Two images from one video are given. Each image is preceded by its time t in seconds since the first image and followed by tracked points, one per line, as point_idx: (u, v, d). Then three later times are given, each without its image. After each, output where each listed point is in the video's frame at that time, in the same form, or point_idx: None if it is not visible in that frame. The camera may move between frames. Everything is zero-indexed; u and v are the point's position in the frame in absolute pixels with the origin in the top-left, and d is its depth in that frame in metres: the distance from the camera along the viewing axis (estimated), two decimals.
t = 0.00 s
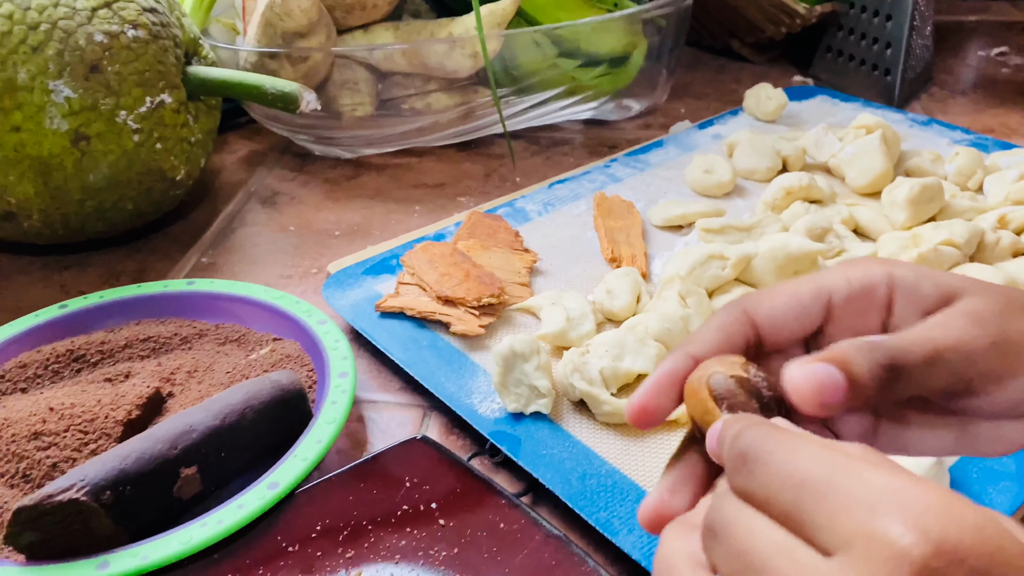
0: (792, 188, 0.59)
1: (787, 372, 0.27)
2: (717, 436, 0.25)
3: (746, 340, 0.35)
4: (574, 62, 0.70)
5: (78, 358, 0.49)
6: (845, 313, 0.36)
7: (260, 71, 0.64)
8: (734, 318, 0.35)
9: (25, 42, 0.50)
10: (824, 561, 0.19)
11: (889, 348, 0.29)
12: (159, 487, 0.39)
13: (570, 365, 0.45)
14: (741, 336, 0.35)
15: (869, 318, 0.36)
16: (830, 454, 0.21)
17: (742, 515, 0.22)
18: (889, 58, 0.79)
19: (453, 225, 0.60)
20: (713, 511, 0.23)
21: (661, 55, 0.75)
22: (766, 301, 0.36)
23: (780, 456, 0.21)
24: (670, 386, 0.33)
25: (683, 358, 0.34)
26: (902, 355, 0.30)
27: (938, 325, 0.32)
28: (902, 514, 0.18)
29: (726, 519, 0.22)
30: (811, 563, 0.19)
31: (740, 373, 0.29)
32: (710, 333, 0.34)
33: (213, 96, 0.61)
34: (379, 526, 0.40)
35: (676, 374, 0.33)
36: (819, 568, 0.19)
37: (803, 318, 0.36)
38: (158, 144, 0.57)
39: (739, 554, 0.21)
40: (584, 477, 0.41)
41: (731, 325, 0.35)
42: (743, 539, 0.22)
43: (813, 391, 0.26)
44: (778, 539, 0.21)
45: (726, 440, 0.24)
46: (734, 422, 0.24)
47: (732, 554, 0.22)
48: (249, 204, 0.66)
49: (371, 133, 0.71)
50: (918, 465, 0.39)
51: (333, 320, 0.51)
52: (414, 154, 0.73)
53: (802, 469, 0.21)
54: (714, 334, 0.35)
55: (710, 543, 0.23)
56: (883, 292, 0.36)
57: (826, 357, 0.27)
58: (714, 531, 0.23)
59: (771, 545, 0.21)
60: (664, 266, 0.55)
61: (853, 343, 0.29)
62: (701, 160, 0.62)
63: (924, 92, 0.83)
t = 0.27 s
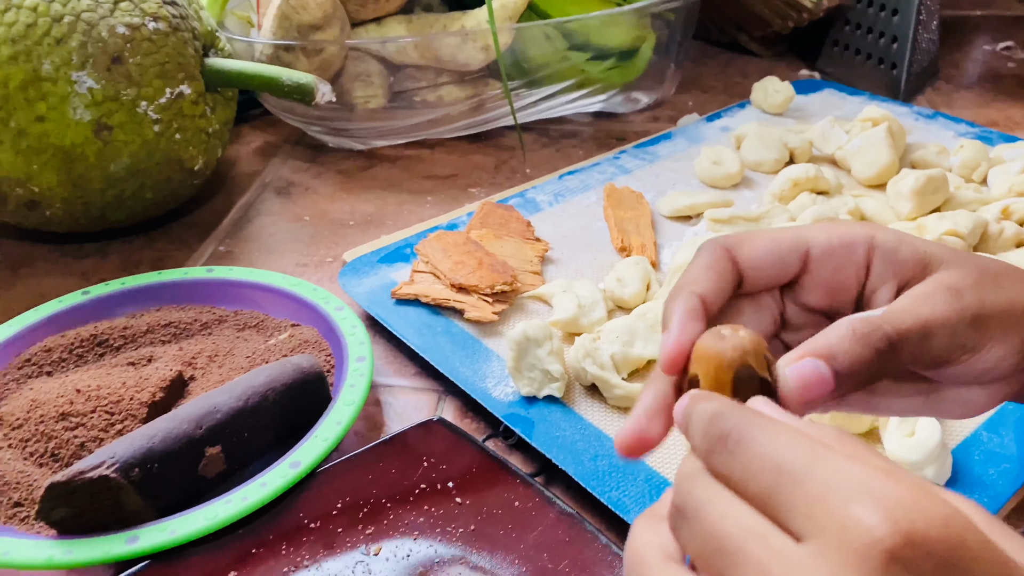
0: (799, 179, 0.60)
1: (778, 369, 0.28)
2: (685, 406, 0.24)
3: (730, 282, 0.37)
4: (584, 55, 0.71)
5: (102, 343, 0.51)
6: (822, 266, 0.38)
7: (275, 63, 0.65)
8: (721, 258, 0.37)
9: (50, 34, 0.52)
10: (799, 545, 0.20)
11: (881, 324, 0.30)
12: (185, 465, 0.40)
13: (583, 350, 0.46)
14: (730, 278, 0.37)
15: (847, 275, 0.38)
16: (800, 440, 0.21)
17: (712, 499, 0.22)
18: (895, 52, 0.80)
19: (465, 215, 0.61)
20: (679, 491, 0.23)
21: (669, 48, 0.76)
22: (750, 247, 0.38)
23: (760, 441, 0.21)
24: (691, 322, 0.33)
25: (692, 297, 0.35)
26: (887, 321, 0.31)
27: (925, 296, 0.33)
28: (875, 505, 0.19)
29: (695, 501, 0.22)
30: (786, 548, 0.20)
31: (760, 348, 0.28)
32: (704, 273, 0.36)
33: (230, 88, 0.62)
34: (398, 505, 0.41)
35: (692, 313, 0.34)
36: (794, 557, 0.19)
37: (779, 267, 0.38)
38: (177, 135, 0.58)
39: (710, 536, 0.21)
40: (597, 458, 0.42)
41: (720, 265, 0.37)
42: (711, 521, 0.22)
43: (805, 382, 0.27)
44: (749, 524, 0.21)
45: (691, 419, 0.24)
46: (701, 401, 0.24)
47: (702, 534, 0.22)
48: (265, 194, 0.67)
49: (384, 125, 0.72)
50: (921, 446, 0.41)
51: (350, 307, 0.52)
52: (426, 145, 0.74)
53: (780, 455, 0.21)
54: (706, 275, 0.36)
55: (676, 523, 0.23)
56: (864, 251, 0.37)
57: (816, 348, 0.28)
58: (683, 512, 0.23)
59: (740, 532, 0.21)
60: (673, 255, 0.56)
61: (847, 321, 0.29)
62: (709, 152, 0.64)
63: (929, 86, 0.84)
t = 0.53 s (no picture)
0: (809, 179, 0.61)
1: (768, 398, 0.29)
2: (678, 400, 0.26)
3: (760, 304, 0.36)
4: (597, 57, 0.72)
5: (128, 339, 0.52)
6: (846, 271, 0.37)
7: (293, 65, 0.66)
8: (753, 278, 0.36)
9: (77, 37, 0.53)
10: (836, 479, 0.20)
11: (869, 364, 0.31)
12: (214, 457, 0.41)
13: (598, 347, 0.47)
14: (761, 300, 0.36)
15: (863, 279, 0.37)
16: (831, 398, 0.22)
17: (744, 449, 0.22)
18: (905, 53, 0.80)
19: (480, 214, 0.62)
20: (710, 442, 0.23)
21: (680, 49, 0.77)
22: (784, 265, 0.36)
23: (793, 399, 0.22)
24: (701, 346, 0.33)
25: (710, 323, 0.34)
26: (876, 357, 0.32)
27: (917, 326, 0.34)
28: (911, 437, 0.20)
29: (727, 451, 0.23)
30: (824, 484, 0.20)
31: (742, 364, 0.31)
32: (730, 294, 0.35)
33: (249, 89, 0.63)
34: (420, 496, 0.42)
35: (705, 338, 0.34)
36: (832, 485, 0.20)
37: (807, 278, 0.36)
38: (199, 136, 0.59)
39: (743, 481, 0.22)
40: (613, 451, 0.43)
41: (750, 286, 0.36)
42: (744, 467, 0.22)
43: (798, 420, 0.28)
44: (783, 462, 0.21)
45: (710, 400, 0.25)
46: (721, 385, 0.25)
47: (735, 480, 0.22)
48: (283, 193, 0.69)
49: (399, 126, 0.74)
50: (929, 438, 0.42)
51: (370, 304, 0.54)
52: (440, 146, 0.75)
53: (813, 406, 0.22)
54: (734, 297, 0.35)
55: (701, 473, 0.23)
56: (882, 255, 0.36)
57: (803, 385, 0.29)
58: (714, 461, 0.23)
59: (777, 474, 0.21)
60: (686, 254, 0.57)
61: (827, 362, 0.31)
62: (721, 152, 0.65)
63: (939, 87, 0.84)
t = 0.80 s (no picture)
0: (821, 174, 0.61)
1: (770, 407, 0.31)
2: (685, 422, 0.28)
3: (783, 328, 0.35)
4: (608, 52, 0.73)
5: (148, 330, 0.53)
6: (869, 278, 0.36)
7: (308, 60, 0.66)
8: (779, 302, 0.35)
9: (97, 33, 0.54)
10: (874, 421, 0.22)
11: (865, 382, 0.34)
12: (235, 445, 0.42)
13: (613, 338, 0.48)
14: (785, 322, 0.35)
15: (884, 283, 0.36)
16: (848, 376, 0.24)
17: (775, 412, 0.24)
18: (916, 48, 0.81)
19: (494, 208, 0.63)
20: (735, 418, 0.25)
21: (691, 45, 0.78)
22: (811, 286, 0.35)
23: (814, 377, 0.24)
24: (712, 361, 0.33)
25: (727, 344, 0.34)
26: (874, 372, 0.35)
27: (921, 339, 0.36)
28: (938, 390, 0.22)
29: (756, 418, 0.24)
30: (864, 425, 0.22)
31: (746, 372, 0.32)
32: (753, 318, 0.35)
33: (265, 85, 0.64)
34: (437, 484, 0.43)
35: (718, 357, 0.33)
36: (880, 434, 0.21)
37: (833, 295, 0.36)
38: (216, 130, 0.60)
39: (780, 436, 0.23)
40: (628, 440, 0.44)
41: (774, 310, 0.35)
42: (780, 426, 0.23)
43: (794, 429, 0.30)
44: (819, 427, 0.23)
45: (719, 407, 0.27)
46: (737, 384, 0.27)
47: (772, 436, 0.23)
48: (297, 189, 0.69)
49: (412, 121, 0.74)
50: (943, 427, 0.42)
51: (385, 296, 0.54)
52: (452, 141, 0.76)
53: (836, 381, 0.24)
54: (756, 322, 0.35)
55: (732, 439, 0.24)
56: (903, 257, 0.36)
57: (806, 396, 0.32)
58: (745, 426, 0.24)
59: (814, 425, 0.23)
60: (699, 247, 0.57)
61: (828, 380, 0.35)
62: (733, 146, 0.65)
63: (950, 82, 0.85)
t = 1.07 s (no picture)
0: (827, 174, 0.61)
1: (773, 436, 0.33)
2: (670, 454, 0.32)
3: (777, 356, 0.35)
4: (615, 53, 0.73)
5: (160, 331, 0.54)
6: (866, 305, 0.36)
7: (317, 63, 0.67)
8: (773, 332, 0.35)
9: (109, 37, 0.54)
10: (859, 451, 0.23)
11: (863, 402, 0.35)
12: (246, 444, 0.43)
13: (619, 339, 0.48)
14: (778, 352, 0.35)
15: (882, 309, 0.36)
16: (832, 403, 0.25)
17: (763, 434, 0.25)
18: (922, 48, 0.81)
19: (501, 209, 0.63)
20: (723, 437, 0.25)
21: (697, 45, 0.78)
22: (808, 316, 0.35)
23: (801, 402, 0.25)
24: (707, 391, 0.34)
25: (719, 374, 0.34)
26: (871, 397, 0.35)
27: (922, 362, 0.36)
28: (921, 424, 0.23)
29: (743, 438, 0.25)
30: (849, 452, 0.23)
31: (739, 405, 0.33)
32: (747, 348, 0.34)
33: (274, 87, 0.65)
34: (446, 483, 0.43)
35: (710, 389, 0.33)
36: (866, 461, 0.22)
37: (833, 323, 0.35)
38: (226, 133, 0.61)
39: (769, 458, 0.24)
40: (634, 440, 0.44)
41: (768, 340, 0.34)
42: (770, 447, 0.24)
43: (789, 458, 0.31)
44: (807, 450, 0.23)
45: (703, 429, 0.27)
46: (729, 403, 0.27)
47: (761, 456, 0.24)
48: (306, 190, 0.70)
49: (420, 123, 0.75)
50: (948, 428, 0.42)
51: (394, 297, 0.55)
52: (460, 142, 0.76)
53: (822, 407, 0.25)
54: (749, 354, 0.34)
55: (720, 457, 0.25)
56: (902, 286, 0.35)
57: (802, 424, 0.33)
58: (733, 445, 0.25)
59: (802, 449, 0.23)
60: (705, 247, 0.57)
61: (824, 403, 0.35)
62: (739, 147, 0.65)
63: (957, 81, 0.85)
